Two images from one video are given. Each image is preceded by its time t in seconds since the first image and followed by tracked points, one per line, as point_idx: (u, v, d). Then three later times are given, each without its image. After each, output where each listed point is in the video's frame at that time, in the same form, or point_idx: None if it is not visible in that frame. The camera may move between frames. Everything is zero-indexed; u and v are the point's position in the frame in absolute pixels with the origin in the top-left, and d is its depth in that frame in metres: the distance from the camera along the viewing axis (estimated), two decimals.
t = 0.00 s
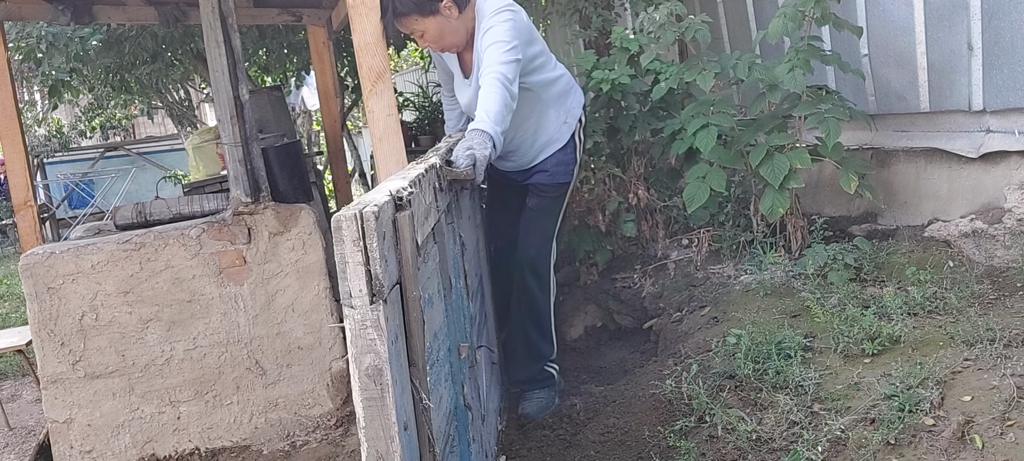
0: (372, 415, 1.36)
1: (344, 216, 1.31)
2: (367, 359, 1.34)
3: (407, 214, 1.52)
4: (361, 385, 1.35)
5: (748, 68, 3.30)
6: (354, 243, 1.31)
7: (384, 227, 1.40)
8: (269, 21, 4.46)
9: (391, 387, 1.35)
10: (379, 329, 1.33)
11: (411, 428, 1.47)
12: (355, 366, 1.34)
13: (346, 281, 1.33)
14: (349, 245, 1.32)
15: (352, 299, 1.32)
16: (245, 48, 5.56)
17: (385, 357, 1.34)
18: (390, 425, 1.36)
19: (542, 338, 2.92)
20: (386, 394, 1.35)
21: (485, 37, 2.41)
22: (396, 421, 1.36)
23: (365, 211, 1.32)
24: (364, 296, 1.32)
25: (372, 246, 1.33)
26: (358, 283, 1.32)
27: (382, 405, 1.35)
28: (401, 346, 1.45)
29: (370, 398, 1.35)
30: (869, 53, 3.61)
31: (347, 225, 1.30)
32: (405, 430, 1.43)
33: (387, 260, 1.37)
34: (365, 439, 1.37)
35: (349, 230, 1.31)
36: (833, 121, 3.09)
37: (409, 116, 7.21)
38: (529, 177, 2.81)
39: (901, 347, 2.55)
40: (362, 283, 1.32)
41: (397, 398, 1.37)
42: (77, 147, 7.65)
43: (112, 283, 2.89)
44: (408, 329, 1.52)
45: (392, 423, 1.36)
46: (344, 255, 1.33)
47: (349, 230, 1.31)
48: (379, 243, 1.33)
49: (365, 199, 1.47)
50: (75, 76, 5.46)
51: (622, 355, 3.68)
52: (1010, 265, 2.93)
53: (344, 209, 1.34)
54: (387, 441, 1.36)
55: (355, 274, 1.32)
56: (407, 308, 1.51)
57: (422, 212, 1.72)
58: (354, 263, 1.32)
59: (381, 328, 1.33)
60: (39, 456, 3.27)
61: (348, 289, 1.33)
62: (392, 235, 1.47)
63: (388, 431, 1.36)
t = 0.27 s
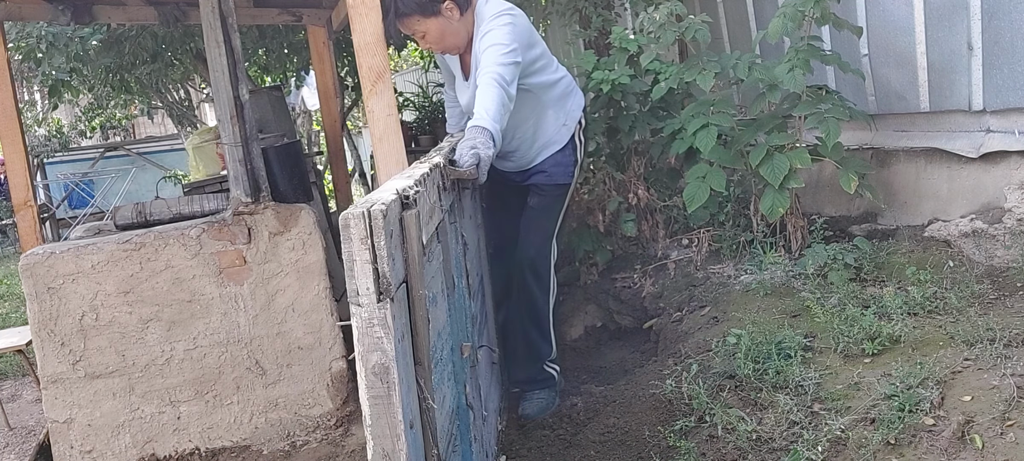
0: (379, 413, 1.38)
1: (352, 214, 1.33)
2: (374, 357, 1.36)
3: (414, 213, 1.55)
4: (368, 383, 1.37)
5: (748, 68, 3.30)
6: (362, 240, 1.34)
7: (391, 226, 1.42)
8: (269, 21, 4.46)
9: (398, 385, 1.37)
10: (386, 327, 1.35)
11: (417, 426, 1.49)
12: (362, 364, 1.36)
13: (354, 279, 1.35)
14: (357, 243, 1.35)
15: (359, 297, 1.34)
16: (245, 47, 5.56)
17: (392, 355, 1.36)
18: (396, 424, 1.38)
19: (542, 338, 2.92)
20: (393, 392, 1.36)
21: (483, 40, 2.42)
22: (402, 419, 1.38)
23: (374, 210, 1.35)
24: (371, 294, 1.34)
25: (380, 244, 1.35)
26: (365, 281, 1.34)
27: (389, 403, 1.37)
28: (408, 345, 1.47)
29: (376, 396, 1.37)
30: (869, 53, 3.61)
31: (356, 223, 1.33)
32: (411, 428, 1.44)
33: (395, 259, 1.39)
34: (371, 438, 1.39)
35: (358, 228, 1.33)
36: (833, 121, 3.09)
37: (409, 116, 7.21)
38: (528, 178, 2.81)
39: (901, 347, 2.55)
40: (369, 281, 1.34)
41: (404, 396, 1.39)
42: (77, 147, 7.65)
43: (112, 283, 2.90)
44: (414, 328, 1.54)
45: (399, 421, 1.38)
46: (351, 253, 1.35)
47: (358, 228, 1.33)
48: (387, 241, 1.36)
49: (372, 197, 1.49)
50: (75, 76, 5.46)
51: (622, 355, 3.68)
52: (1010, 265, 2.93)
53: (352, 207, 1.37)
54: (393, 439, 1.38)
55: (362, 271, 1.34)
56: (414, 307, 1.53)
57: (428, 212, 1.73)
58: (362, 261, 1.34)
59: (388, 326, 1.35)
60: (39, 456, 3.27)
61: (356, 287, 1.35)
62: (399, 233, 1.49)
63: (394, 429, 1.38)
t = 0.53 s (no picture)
0: (400, 408, 1.44)
1: (379, 212, 1.38)
2: (396, 354, 1.41)
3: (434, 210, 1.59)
4: (390, 379, 1.43)
5: (748, 69, 3.30)
6: (387, 238, 1.38)
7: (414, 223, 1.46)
8: (269, 21, 4.45)
9: (419, 382, 1.43)
10: (409, 324, 1.40)
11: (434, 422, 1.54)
12: (386, 360, 1.41)
13: (378, 276, 1.40)
14: (382, 241, 1.39)
15: (383, 294, 1.39)
16: (245, 47, 5.56)
17: (414, 352, 1.41)
18: (418, 419, 1.45)
19: (540, 339, 2.90)
20: (415, 388, 1.42)
21: (478, 43, 2.43)
22: (424, 414, 1.45)
23: (398, 208, 1.39)
24: (395, 291, 1.39)
25: (405, 243, 1.40)
26: (389, 279, 1.39)
27: (410, 399, 1.43)
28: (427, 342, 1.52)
29: (399, 392, 1.43)
30: (869, 53, 3.62)
31: (381, 222, 1.37)
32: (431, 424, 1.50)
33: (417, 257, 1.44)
34: (393, 432, 1.46)
35: (382, 226, 1.38)
36: (833, 121, 3.09)
37: (409, 116, 7.21)
38: (523, 181, 2.82)
39: (901, 347, 2.55)
40: (393, 279, 1.39)
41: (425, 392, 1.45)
42: (77, 147, 7.65)
43: (112, 283, 2.89)
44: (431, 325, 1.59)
45: (420, 417, 1.45)
46: (376, 250, 1.39)
47: (383, 226, 1.38)
48: (412, 239, 1.40)
49: (392, 195, 1.52)
50: (75, 76, 5.45)
51: (622, 355, 3.68)
52: (1011, 265, 2.93)
53: (377, 205, 1.41)
54: (415, 434, 1.45)
55: (387, 269, 1.39)
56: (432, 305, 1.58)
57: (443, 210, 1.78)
58: (386, 259, 1.39)
59: (410, 323, 1.40)
60: (39, 456, 3.27)
61: (380, 284, 1.40)
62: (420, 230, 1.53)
63: (416, 425, 1.45)
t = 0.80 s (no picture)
0: (407, 404, 1.48)
1: (386, 210, 1.40)
2: (404, 350, 1.45)
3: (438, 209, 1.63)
4: (398, 375, 1.47)
5: (748, 69, 3.30)
6: (394, 237, 1.41)
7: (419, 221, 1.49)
8: (269, 21, 4.45)
9: (426, 377, 1.47)
10: (416, 321, 1.44)
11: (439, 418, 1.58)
12: (393, 356, 1.45)
13: (385, 274, 1.43)
14: (390, 238, 1.42)
15: (391, 291, 1.43)
16: (245, 47, 5.56)
17: (421, 348, 1.45)
18: (424, 414, 1.48)
19: (539, 339, 2.90)
20: (421, 383, 1.46)
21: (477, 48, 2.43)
22: (430, 409, 1.48)
23: (406, 205, 1.42)
24: (402, 288, 1.43)
25: (412, 240, 1.43)
26: (397, 276, 1.42)
27: (417, 395, 1.47)
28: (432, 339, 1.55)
29: (406, 387, 1.47)
30: (869, 53, 3.62)
31: (388, 219, 1.40)
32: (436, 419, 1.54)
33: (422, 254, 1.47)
34: (400, 427, 1.50)
35: (390, 224, 1.41)
36: (833, 121, 3.09)
37: (409, 116, 7.22)
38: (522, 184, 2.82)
39: (901, 347, 2.55)
40: (400, 276, 1.43)
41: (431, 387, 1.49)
42: (77, 148, 7.65)
43: (111, 283, 2.89)
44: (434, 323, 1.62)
45: (427, 412, 1.48)
46: (384, 249, 1.42)
47: (390, 224, 1.41)
48: (418, 236, 1.44)
49: (396, 194, 1.55)
50: (75, 76, 5.45)
51: (622, 355, 3.68)
52: (1011, 265, 2.92)
53: (383, 203, 1.43)
54: (421, 429, 1.49)
55: (394, 266, 1.42)
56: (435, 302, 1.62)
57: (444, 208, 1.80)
58: (393, 257, 1.42)
59: (417, 320, 1.44)
60: (39, 456, 3.26)
61: (387, 281, 1.44)
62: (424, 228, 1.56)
63: (423, 420, 1.49)
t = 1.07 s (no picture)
0: (396, 401, 1.48)
1: (370, 207, 1.40)
2: (392, 347, 1.45)
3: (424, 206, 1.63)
4: (388, 372, 1.47)
5: (749, 69, 3.30)
6: (380, 233, 1.42)
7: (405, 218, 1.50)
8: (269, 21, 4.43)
9: (415, 374, 1.47)
10: (403, 318, 1.44)
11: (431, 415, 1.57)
12: (382, 354, 1.45)
13: (372, 271, 1.43)
14: (375, 236, 1.42)
15: (378, 289, 1.43)
16: (245, 47, 5.56)
17: (409, 344, 1.45)
18: (414, 411, 1.48)
19: (539, 337, 2.89)
20: (411, 380, 1.46)
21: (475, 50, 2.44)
22: (420, 406, 1.48)
23: (390, 203, 1.42)
24: (389, 285, 1.43)
25: (397, 237, 1.43)
26: (383, 274, 1.43)
27: (406, 392, 1.47)
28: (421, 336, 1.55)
29: (396, 385, 1.47)
30: (869, 53, 3.62)
31: (373, 216, 1.40)
32: (427, 415, 1.54)
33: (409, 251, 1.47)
34: (390, 425, 1.50)
35: (375, 221, 1.41)
36: (833, 122, 3.09)
37: (409, 116, 7.22)
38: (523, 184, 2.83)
39: (901, 347, 2.55)
40: (387, 273, 1.43)
41: (420, 384, 1.49)
42: (77, 147, 7.65)
43: (111, 283, 2.89)
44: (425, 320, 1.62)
45: (417, 409, 1.48)
46: (370, 245, 1.43)
47: (375, 221, 1.41)
48: (403, 232, 1.44)
49: (382, 192, 1.55)
50: (75, 76, 5.45)
51: (622, 355, 3.68)
52: (1011, 265, 2.92)
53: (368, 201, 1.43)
54: (411, 426, 1.49)
55: (380, 264, 1.43)
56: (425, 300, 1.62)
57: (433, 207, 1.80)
58: (380, 253, 1.43)
59: (404, 316, 1.44)
60: (40, 456, 3.26)
61: (374, 279, 1.44)
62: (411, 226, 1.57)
63: (413, 417, 1.48)
